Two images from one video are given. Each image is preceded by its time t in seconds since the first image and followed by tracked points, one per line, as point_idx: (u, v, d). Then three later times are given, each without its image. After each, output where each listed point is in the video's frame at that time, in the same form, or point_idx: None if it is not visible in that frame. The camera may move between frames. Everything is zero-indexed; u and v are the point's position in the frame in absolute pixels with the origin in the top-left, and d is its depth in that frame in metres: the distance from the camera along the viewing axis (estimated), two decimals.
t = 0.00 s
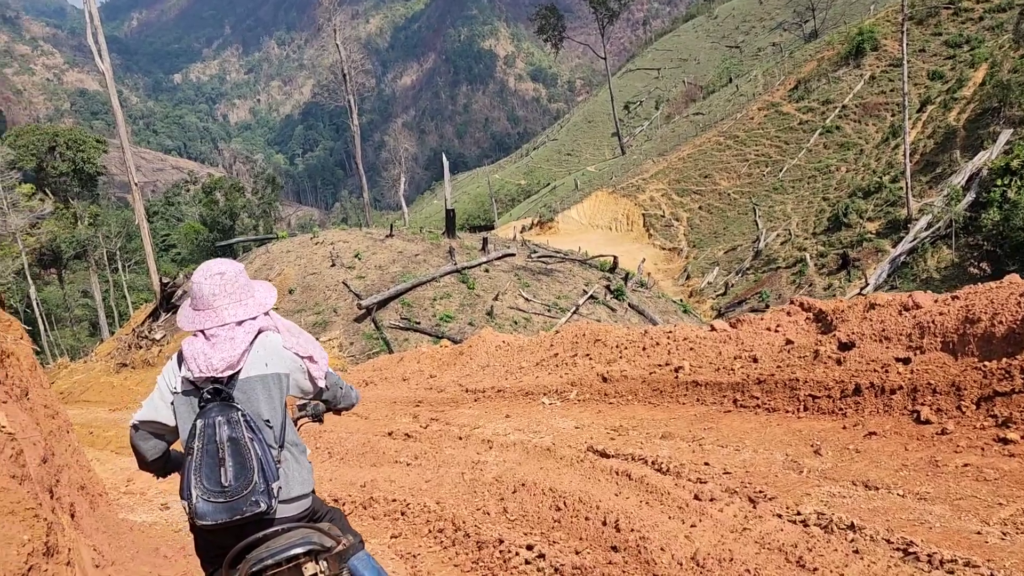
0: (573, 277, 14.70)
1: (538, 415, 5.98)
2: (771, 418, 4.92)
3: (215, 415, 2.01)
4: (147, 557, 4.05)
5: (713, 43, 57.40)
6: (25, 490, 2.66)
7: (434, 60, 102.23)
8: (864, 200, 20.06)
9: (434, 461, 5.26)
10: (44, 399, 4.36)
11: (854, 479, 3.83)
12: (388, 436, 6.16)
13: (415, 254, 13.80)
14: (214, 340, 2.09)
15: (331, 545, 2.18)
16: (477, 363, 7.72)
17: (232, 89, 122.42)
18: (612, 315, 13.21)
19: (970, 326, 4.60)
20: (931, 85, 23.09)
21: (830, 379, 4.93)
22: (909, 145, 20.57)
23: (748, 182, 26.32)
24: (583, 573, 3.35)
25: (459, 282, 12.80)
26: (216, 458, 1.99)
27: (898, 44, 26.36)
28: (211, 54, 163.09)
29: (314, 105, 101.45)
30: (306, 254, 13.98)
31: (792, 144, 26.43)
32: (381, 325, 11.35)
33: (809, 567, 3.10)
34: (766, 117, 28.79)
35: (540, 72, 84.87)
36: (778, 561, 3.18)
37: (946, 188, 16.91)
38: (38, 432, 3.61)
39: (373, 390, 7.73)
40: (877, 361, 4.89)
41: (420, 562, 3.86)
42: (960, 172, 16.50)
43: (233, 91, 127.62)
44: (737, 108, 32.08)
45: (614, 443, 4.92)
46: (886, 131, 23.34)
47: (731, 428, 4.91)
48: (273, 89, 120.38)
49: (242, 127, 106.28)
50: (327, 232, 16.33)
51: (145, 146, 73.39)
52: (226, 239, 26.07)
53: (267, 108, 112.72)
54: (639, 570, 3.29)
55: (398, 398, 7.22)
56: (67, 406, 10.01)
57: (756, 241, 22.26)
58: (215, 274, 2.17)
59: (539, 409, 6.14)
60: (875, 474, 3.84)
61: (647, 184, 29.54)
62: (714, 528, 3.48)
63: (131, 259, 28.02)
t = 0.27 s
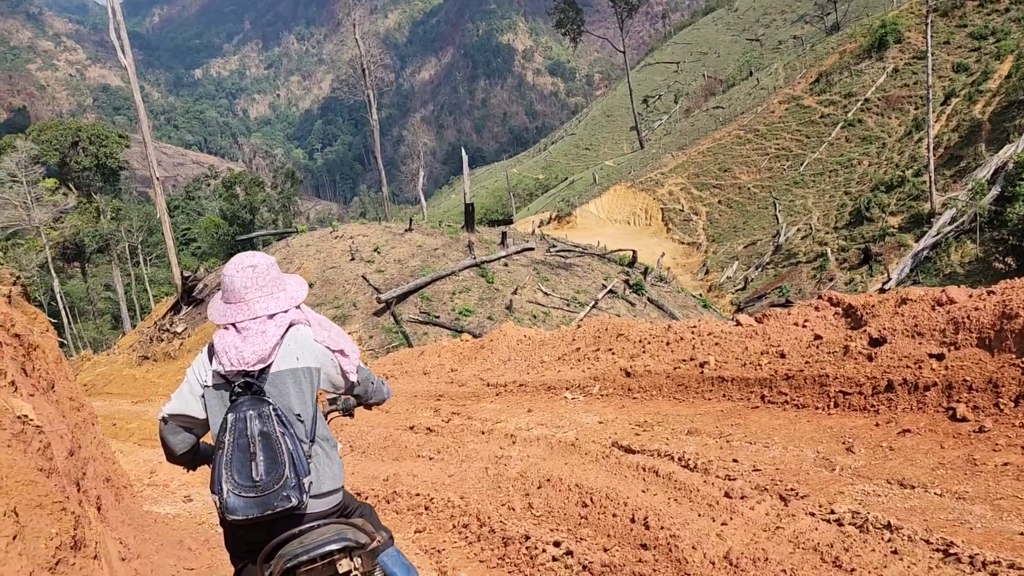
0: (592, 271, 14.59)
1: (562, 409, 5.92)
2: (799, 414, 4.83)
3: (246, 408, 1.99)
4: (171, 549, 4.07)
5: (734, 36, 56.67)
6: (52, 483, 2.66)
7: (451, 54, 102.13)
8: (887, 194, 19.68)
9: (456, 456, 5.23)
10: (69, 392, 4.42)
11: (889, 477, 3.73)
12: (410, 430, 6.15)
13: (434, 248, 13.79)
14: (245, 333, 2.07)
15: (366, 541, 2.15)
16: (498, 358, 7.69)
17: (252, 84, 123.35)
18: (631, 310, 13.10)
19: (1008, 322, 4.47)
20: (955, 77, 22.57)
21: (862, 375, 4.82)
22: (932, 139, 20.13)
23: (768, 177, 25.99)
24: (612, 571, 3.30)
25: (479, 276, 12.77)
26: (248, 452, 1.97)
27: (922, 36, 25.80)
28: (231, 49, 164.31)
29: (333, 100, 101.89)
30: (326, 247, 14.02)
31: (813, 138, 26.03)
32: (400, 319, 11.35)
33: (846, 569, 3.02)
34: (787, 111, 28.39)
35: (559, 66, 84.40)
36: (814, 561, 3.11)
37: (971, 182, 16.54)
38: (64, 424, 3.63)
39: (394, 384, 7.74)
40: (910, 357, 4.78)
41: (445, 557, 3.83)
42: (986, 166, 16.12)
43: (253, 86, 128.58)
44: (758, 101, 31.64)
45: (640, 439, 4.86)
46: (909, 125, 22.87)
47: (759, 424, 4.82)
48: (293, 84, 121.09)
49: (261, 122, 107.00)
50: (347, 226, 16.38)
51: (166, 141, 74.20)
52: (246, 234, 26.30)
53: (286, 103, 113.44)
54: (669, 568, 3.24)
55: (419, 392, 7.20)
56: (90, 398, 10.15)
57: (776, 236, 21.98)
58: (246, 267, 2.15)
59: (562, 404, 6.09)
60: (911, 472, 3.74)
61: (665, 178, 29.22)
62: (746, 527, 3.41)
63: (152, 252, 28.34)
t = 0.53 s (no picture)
0: (609, 267, 14.49)
1: (579, 405, 5.86)
2: (823, 413, 4.73)
3: (263, 404, 1.96)
4: (189, 544, 4.07)
5: (753, 29, 55.99)
6: (67, 478, 2.68)
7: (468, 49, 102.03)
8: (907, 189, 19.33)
9: (474, 452, 5.19)
10: (87, 386, 4.48)
11: (917, 477, 3.64)
12: (427, 425, 6.13)
13: (451, 243, 13.77)
14: (263, 327, 2.04)
15: (383, 542, 2.12)
16: (515, 353, 7.65)
17: (270, 80, 124.16)
18: (649, 305, 12.99)
19: None
20: (978, 71, 22.09)
21: (887, 373, 4.72)
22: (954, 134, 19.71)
23: (787, 172, 25.67)
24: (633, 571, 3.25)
25: (495, 271, 12.73)
26: (264, 449, 1.94)
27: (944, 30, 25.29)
28: (249, 45, 165.24)
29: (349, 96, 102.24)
30: (343, 242, 14.06)
31: (833, 132, 25.65)
32: (417, 314, 11.35)
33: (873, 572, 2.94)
34: (806, 105, 27.93)
35: (575, 61, 83.95)
36: (842, 564, 3.04)
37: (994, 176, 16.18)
38: (82, 418, 3.65)
39: (412, 379, 7.73)
40: (937, 354, 4.66)
41: (464, 555, 3.80)
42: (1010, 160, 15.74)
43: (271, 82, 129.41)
44: (777, 95, 31.22)
45: (659, 436, 4.79)
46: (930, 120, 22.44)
47: (781, 422, 4.73)
48: (310, 79, 121.68)
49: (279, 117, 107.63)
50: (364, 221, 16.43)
51: (185, 136, 74.82)
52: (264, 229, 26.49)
53: (303, 98, 114.04)
54: (692, 568, 3.18)
55: (436, 387, 7.18)
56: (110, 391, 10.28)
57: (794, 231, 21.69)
58: (265, 261, 2.13)
59: (580, 400, 6.03)
60: (939, 472, 3.64)
61: (683, 173, 28.90)
62: (770, 528, 3.35)
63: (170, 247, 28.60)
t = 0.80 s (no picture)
0: (623, 262, 14.38)
1: (593, 401, 5.79)
2: (842, 409, 4.63)
3: (270, 397, 1.91)
4: (198, 539, 4.07)
5: (768, 23, 55.36)
6: (72, 472, 2.67)
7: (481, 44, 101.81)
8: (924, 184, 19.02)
9: (486, 448, 5.13)
10: (97, 378, 4.49)
11: (942, 476, 3.53)
12: (439, 421, 6.08)
13: (464, 238, 13.71)
14: (270, 318, 1.99)
15: (390, 541, 2.07)
16: (528, 348, 7.58)
17: (284, 75, 124.71)
18: (663, 300, 12.86)
19: None
20: (996, 65, 21.67)
21: (909, 369, 4.60)
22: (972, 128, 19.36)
23: (803, 167, 25.37)
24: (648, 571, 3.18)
25: (508, 266, 12.66)
26: (270, 444, 1.90)
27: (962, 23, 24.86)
28: (263, 40, 165.83)
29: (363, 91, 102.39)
30: (356, 237, 14.05)
31: (848, 127, 25.30)
32: (430, 309, 11.31)
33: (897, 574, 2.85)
34: (822, 99, 27.56)
35: (589, 55, 83.50)
36: (865, 567, 2.95)
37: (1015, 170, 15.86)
38: (90, 412, 3.63)
39: (424, 373, 7.69)
40: (961, 352, 4.54)
41: (475, 553, 3.75)
42: None
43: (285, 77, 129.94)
44: (793, 90, 30.86)
45: (674, 432, 4.71)
46: (948, 114, 22.05)
47: (799, 419, 4.63)
48: (324, 75, 122.05)
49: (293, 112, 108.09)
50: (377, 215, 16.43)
51: (200, 131, 75.34)
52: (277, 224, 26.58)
53: (317, 94, 114.41)
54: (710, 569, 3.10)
55: (448, 382, 7.14)
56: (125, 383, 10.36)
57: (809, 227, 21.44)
58: (273, 250, 2.07)
59: (594, 395, 5.95)
60: (964, 471, 3.53)
61: (697, 168, 28.64)
62: (790, 528, 3.27)
63: (185, 241, 28.80)
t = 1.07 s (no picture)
0: (630, 260, 14.29)
1: (600, 401, 5.71)
2: (854, 413, 4.54)
3: (266, 404, 1.85)
4: (199, 540, 4.03)
5: (777, 20, 54.98)
6: (67, 475, 2.63)
7: (489, 41, 101.61)
8: (933, 182, 18.81)
9: (491, 449, 5.07)
10: (100, 376, 4.46)
11: (956, 482, 3.44)
12: (444, 420, 6.02)
13: (471, 235, 13.65)
14: (268, 321, 1.92)
15: (387, 553, 2.01)
16: (534, 346, 7.51)
17: (292, 71, 124.86)
18: (670, 298, 12.77)
19: None
20: (1008, 62, 21.39)
21: (922, 372, 4.51)
22: (983, 126, 19.14)
23: (811, 164, 25.18)
24: None
25: (515, 263, 12.58)
26: (266, 452, 1.84)
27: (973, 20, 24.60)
28: (271, 37, 165.97)
29: (370, 88, 102.37)
30: (363, 234, 14.01)
31: (857, 125, 25.08)
32: (436, 306, 11.27)
33: None
34: (831, 97, 27.31)
35: (597, 52, 83.20)
36: None
37: None
38: (89, 412, 3.58)
39: (430, 371, 7.65)
40: (974, 355, 4.45)
41: (479, 557, 3.69)
42: None
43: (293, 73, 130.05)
44: (802, 87, 30.62)
45: (682, 434, 4.63)
46: (958, 111, 21.80)
47: (809, 421, 4.55)
48: (332, 71, 122.14)
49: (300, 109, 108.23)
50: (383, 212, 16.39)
51: (208, 127, 75.53)
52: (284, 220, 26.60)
53: (325, 90, 114.54)
54: None
55: (455, 380, 7.08)
56: (131, 380, 10.37)
57: (817, 225, 21.26)
58: (272, 249, 2.01)
59: (601, 395, 5.88)
60: (980, 478, 3.44)
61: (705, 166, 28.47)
62: (801, 535, 3.20)
63: (193, 238, 28.85)
